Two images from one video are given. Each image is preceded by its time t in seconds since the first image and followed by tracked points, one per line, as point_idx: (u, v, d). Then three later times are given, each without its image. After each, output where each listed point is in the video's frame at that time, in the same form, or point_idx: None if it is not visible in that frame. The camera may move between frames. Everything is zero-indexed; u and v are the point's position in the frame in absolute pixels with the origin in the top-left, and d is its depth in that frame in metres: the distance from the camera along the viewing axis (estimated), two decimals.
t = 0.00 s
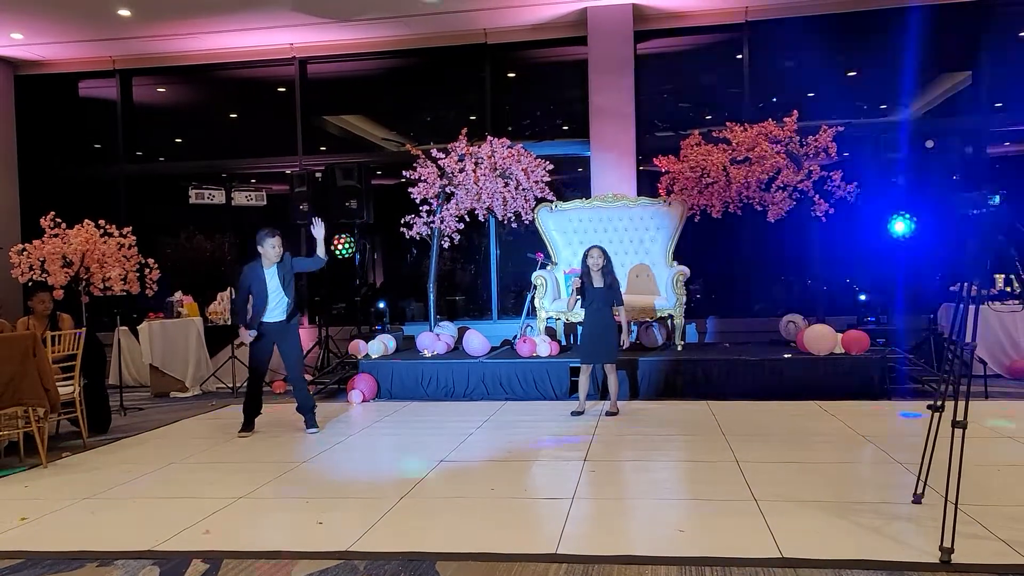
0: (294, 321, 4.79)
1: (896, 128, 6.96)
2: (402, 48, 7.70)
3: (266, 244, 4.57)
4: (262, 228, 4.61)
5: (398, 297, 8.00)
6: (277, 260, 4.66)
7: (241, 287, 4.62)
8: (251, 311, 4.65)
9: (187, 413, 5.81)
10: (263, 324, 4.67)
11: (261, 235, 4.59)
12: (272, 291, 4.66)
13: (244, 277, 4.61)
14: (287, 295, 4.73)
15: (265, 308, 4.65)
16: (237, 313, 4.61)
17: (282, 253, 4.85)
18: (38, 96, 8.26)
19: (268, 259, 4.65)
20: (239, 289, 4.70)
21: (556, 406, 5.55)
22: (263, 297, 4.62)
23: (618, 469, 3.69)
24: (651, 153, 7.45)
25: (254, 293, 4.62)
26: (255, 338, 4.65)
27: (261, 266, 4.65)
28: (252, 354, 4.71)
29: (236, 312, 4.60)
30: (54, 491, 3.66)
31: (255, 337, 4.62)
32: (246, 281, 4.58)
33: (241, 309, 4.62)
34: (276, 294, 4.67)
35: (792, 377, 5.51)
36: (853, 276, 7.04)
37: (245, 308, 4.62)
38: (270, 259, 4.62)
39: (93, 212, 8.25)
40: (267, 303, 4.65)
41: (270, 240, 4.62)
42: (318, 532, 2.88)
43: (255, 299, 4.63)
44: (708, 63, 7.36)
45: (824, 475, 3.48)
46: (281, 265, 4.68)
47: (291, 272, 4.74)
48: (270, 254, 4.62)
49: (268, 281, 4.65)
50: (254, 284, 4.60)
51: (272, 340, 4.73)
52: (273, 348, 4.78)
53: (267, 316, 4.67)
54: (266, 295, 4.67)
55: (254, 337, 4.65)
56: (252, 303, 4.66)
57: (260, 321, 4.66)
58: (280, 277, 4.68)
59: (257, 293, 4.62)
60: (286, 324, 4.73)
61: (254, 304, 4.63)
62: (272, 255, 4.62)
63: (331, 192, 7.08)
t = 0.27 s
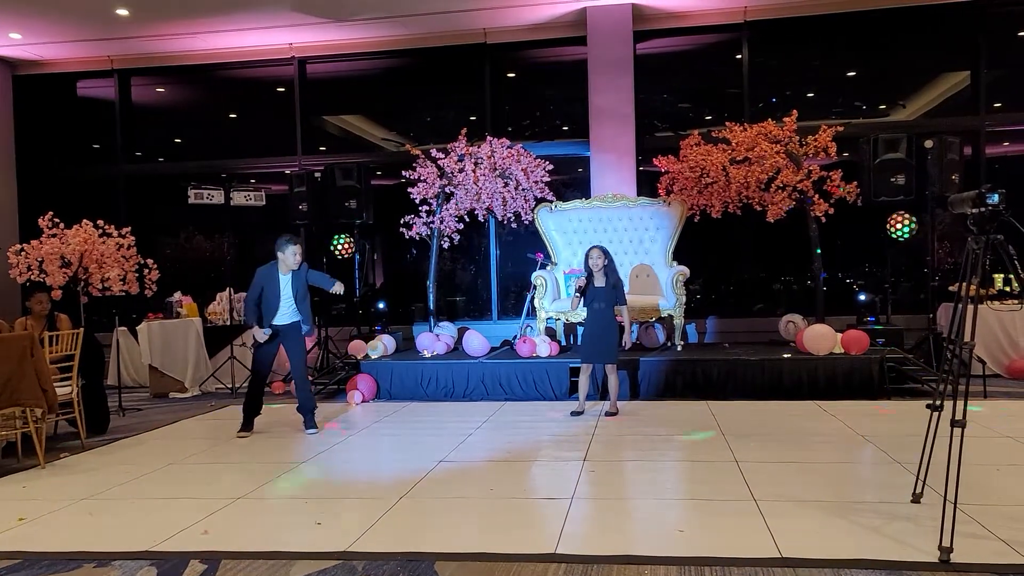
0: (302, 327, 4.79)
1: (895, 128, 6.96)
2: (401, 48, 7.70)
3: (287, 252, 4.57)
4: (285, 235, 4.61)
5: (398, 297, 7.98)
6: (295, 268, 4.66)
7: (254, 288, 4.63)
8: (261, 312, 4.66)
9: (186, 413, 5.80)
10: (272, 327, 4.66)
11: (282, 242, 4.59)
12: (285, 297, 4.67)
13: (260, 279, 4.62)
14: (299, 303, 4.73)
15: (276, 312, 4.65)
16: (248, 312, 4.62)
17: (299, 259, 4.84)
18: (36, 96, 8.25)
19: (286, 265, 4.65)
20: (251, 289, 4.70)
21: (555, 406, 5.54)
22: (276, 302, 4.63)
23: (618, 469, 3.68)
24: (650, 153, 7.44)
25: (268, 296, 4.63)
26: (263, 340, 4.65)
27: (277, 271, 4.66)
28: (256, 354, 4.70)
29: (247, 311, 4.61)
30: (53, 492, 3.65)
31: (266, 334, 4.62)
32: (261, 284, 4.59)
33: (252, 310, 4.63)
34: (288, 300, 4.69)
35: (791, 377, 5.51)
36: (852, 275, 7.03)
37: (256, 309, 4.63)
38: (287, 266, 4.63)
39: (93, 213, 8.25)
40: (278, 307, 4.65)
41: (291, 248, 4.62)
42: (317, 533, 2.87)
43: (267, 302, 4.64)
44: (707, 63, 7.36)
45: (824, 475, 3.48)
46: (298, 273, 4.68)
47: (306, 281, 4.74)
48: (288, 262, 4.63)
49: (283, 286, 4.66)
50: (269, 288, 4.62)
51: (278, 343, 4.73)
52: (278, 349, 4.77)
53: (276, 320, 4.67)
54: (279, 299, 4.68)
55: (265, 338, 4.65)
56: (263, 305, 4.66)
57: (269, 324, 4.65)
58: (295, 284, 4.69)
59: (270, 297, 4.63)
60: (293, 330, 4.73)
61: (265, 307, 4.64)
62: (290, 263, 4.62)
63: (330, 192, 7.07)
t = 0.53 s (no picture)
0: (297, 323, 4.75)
1: (895, 130, 6.97)
2: (401, 50, 7.70)
3: (277, 245, 4.61)
4: (275, 230, 4.66)
5: (398, 299, 7.98)
6: (286, 261, 4.68)
7: (249, 285, 4.66)
8: (256, 310, 4.68)
9: (187, 415, 5.80)
10: (267, 324, 4.66)
11: (273, 237, 4.64)
12: (278, 292, 4.66)
13: (253, 275, 4.65)
14: (293, 297, 4.70)
15: (269, 308, 4.65)
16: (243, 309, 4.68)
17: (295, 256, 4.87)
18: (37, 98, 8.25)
19: (278, 260, 4.68)
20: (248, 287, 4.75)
21: (556, 407, 5.55)
22: (269, 297, 4.64)
23: (618, 471, 3.69)
24: (650, 154, 7.44)
25: (261, 292, 4.65)
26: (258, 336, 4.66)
27: (270, 266, 4.68)
28: (254, 352, 4.71)
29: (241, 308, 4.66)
30: (54, 493, 3.65)
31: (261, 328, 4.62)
32: (253, 280, 4.62)
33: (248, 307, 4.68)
34: (281, 294, 4.67)
35: (791, 378, 5.51)
36: (852, 277, 7.03)
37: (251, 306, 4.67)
38: (278, 260, 4.66)
39: (93, 215, 8.26)
40: (272, 303, 4.66)
41: (282, 242, 4.67)
42: (318, 534, 2.88)
43: (262, 299, 4.66)
44: (707, 64, 7.36)
45: (824, 476, 3.48)
46: (289, 266, 4.67)
47: (299, 275, 4.72)
48: (280, 255, 4.66)
49: (275, 281, 4.66)
50: (262, 283, 4.63)
51: (275, 340, 4.71)
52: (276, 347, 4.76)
53: (271, 316, 4.66)
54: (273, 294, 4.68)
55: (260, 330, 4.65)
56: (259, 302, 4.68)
57: (264, 320, 4.65)
58: (288, 278, 4.68)
59: (264, 292, 4.65)
60: (289, 326, 4.70)
61: (260, 303, 4.66)
62: (282, 256, 4.66)
63: (331, 193, 7.08)
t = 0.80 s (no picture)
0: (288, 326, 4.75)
1: (895, 131, 6.96)
2: (402, 51, 7.71)
3: (252, 252, 4.59)
4: (251, 237, 4.64)
5: (398, 301, 7.97)
6: (266, 266, 4.66)
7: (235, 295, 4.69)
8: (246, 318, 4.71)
9: (187, 416, 5.79)
10: (258, 331, 4.68)
11: (249, 244, 4.63)
12: (262, 298, 4.66)
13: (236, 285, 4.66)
14: (278, 301, 4.70)
15: (256, 315, 4.67)
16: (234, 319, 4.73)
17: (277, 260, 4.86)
18: (37, 99, 8.26)
19: (258, 267, 4.67)
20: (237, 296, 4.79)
21: (556, 409, 5.54)
22: (254, 305, 4.65)
23: (619, 472, 3.69)
24: (650, 155, 7.44)
25: (247, 300, 4.67)
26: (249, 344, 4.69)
27: (252, 274, 4.67)
28: (249, 360, 4.74)
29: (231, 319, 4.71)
30: (54, 494, 3.65)
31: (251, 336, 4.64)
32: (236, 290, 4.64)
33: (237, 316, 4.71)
34: (266, 300, 4.67)
35: (792, 379, 5.51)
36: (853, 278, 7.03)
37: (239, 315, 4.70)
38: (257, 266, 4.64)
39: (93, 216, 8.26)
40: (259, 310, 4.67)
41: (259, 248, 4.64)
42: (318, 535, 2.88)
43: (249, 307, 4.68)
44: (707, 65, 7.36)
45: (826, 477, 3.48)
46: (270, 271, 4.66)
47: (281, 278, 4.71)
48: (258, 262, 4.64)
49: (259, 288, 4.67)
50: (246, 292, 4.64)
51: (267, 346, 4.73)
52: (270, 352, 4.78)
53: (260, 323, 4.68)
54: (258, 301, 4.69)
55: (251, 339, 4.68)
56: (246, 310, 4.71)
57: (254, 328, 4.68)
58: (270, 284, 4.67)
59: (248, 301, 4.66)
60: (280, 329, 4.70)
61: (247, 311, 4.68)
62: (260, 262, 4.64)
63: (331, 194, 7.09)
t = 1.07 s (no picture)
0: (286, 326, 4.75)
1: (895, 133, 6.97)
2: (402, 53, 7.72)
3: (250, 251, 4.59)
4: (248, 237, 4.64)
5: (397, 302, 7.97)
6: (264, 266, 4.67)
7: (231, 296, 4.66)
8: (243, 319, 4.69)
9: (186, 417, 5.79)
10: (256, 331, 4.67)
11: (246, 244, 4.63)
12: (260, 298, 4.66)
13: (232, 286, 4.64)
14: (275, 300, 4.71)
15: (254, 315, 4.66)
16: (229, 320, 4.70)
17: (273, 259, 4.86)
18: (37, 99, 8.26)
19: (255, 266, 4.67)
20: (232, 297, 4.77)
21: (555, 410, 5.54)
22: (252, 304, 4.64)
23: (618, 473, 3.69)
24: (650, 157, 7.45)
25: (244, 300, 4.66)
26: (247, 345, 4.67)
27: (249, 273, 4.66)
28: (246, 360, 4.72)
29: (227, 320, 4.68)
30: (53, 495, 3.65)
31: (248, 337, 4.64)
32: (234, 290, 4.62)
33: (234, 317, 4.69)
34: (264, 299, 4.67)
35: (791, 381, 5.51)
36: (851, 280, 7.04)
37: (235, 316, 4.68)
38: (255, 265, 4.64)
39: (93, 217, 8.26)
40: (257, 310, 4.66)
41: (256, 247, 4.65)
42: (317, 536, 2.88)
43: (246, 307, 4.67)
44: (707, 68, 7.38)
45: (824, 480, 3.48)
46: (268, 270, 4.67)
47: (278, 276, 4.73)
48: (256, 261, 4.64)
49: (257, 288, 4.66)
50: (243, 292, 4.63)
51: (265, 346, 4.72)
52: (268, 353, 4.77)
53: (258, 323, 4.67)
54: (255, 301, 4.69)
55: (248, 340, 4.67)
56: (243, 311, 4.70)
57: (252, 328, 4.67)
58: (268, 283, 4.67)
59: (246, 301, 4.65)
60: (278, 329, 4.70)
61: (244, 312, 4.67)
62: (258, 262, 4.64)
63: (331, 196, 7.09)
